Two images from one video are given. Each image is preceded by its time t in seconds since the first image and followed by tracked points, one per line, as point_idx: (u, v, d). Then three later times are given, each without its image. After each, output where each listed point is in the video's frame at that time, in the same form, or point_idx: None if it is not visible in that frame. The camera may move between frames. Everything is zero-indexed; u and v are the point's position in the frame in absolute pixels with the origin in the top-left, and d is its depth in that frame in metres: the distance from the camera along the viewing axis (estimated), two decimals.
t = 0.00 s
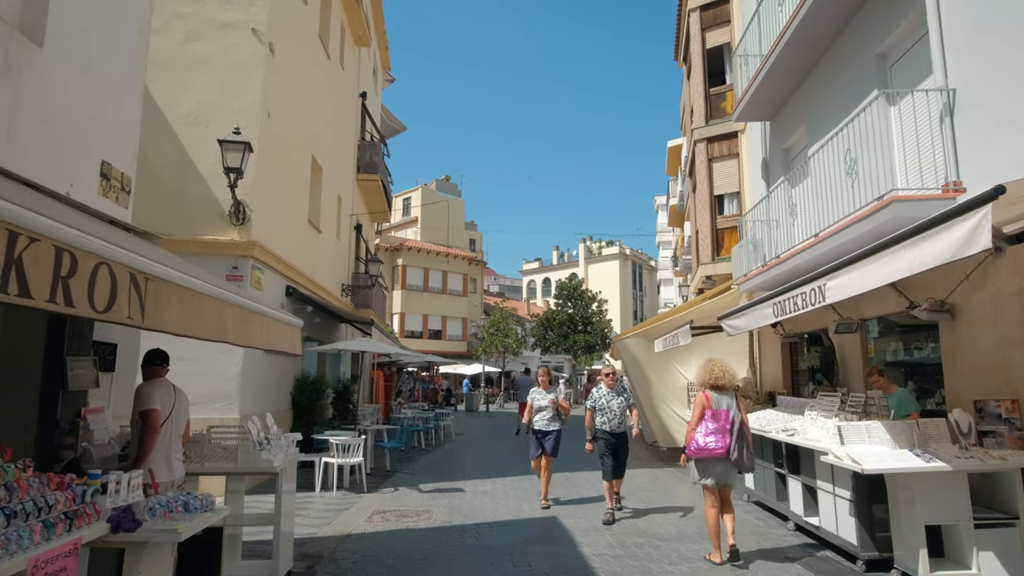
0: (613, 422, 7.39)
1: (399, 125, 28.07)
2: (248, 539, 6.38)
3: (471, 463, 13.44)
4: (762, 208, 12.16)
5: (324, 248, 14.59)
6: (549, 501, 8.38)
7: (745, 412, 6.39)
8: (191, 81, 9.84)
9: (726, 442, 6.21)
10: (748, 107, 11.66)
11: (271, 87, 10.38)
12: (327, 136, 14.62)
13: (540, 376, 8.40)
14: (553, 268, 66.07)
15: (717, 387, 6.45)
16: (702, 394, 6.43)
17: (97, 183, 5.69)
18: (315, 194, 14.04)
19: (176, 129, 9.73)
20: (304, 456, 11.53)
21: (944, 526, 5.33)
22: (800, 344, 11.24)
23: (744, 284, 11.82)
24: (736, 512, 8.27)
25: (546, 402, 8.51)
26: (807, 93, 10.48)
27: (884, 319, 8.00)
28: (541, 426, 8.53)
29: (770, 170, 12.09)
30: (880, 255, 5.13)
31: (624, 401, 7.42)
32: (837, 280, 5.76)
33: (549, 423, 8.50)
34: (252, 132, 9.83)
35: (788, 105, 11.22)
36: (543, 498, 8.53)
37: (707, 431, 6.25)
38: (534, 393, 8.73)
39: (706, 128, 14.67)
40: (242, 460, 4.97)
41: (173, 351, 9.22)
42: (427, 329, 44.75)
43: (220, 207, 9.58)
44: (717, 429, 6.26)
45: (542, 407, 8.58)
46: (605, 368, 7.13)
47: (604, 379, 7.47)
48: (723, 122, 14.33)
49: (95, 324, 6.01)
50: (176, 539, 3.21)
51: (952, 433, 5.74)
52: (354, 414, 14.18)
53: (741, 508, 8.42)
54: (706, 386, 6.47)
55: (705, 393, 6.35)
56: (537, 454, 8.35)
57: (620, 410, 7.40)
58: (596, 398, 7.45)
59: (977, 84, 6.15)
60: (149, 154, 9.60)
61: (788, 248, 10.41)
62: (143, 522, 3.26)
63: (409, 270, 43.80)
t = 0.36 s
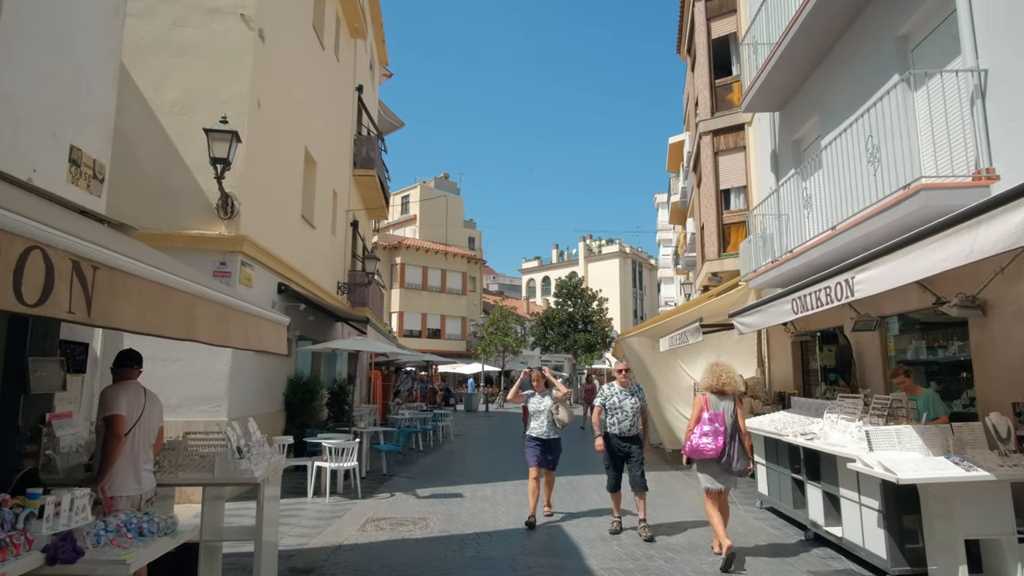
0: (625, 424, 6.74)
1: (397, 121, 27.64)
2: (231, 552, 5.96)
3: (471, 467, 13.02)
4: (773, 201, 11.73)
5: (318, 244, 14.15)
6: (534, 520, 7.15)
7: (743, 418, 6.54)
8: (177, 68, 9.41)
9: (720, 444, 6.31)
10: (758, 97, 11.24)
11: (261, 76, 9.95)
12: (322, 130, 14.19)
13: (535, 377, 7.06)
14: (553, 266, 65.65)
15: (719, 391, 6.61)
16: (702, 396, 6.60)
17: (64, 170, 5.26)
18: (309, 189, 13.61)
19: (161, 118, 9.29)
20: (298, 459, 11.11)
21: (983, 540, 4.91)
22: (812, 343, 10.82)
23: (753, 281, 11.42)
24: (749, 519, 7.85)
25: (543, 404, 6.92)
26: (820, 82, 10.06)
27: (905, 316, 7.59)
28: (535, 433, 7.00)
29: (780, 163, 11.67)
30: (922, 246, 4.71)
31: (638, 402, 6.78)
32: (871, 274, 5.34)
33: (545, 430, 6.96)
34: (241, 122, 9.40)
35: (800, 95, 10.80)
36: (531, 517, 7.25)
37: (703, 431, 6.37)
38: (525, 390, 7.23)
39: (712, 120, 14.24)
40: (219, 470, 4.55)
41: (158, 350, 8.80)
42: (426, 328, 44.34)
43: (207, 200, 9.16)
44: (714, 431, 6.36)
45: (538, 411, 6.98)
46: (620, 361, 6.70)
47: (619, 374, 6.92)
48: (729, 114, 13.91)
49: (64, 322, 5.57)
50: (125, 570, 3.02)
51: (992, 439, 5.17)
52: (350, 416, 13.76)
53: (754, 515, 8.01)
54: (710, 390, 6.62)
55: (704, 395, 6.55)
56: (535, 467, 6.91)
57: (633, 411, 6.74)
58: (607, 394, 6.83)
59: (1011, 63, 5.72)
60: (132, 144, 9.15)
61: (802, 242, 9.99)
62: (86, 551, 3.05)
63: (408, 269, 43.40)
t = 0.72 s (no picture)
0: (646, 434, 5.97)
1: (394, 117, 27.22)
2: (209, 568, 5.50)
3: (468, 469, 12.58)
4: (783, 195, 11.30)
5: (312, 240, 13.71)
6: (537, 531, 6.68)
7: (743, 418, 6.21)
8: (160, 54, 8.96)
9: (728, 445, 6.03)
10: (767, 86, 10.82)
11: (249, 62, 9.50)
12: (315, 122, 13.74)
13: (532, 373, 6.52)
14: (552, 265, 65.24)
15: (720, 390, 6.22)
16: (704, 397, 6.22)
17: (23, 153, 4.81)
18: (301, 183, 13.17)
19: (143, 105, 8.83)
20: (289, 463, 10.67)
21: None
22: (824, 342, 10.40)
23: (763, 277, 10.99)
24: (764, 528, 7.41)
25: (541, 403, 6.44)
26: (833, 69, 9.65)
27: (928, 313, 7.17)
28: (532, 435, 6.43)
29: (790, 155, 11.26)
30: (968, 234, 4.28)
31: (663, 411, 5.99)
32: (905, 266, 4.92)
33: (544, 431, 6.40)
34: (228, 110, 8.95)
35: (811, 84, 10.39)
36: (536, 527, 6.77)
37: (706, 432, 6.07)
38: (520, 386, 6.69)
39: (718, 112, 13.81)
40: (189, 482, 4.13)
41: (140, 349, 8.32)
42: (424, 327, 43.90)
43: (192, 192, 8.71)
44: (718, 433, 6.05)
45: (535, 411, 6.48)
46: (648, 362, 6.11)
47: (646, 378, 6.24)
48: (736, 106, 13.48)
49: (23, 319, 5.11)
50: None
51: None
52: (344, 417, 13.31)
53: (769, 523, 7.56)
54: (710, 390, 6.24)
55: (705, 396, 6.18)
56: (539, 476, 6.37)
57: (658, 422, 5.97)
58: (629, 396, 6.15)
59: None
60: (112, 133, 8.67)
61: (817, 237, 9.56)
62: None
63: (406, 268, 42.97)
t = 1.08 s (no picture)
0: (675, 446, 5.04)
1: (393, 112, 26.79)
2: None
3: (466, 472, 12.13)
4: (794, 187, 10.88)
5: (305, 234, 13.25)
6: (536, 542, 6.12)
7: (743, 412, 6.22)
8: (143, 36, 8.52)
9: (726, 438, 5.96)
10: (778, 72, 10.38)
11: (237, 45, 9.06)
12: (308, 113, 13.29)
13: (542, 377, 5.61)
14: (552, 265, 64.82)
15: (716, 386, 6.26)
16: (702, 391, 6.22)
17: None
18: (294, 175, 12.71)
19: (124, 89, 8.39)
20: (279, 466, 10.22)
21: None
22: (838, 339, 9.96)
23: (774, 273, 10.54)
24: (780, 537, 6.96)
25: (552, 411, 5.53)
26: (850, 52, 9.22)
27: (954, 309, 6.72)
28: (541, 448, 5.55)
29: (801, 145, 10.82)
30: None
31: (693, 416, 5.09)
32: (953, 249, 4.47)
33: (555, 443, 5.52)
34: (213, 94, 8.51)
35: (825, 70, 9.95)
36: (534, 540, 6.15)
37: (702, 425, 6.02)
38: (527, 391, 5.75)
39: (724, 104, 13.36)
40: (150, 492, 3.68)
41: (119, 346, 7.88)
42: (423, 327, 43.44)
43: (175, 181, 8.28)
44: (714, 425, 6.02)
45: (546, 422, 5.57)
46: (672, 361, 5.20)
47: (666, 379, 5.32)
48: (743, 97, 13.05)
49: None
50: None
51: None
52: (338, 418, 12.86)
53: (785, 532, 7.11)
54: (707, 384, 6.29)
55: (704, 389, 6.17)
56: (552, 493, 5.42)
57: (688, 430, 5.05)
58: (649, 402, 5.23)
59: None
60: (91, 118, 8.23)
61: (834, 230, 9.12)
62: None
63: (404, 266, 42.52)
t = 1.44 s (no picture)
0: (721, 457, 4.26)
1: (392, 109, 26.36)
2: None
3: (466, 477, 11.68)
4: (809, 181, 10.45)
5: (299, 231, 12.82)
6: None
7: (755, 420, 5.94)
8: (125, 20, 8.09)
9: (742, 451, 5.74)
10: (791, 62, 9.95)
11: (225, 30, 8.62)
12: (302, 105, 12.85)
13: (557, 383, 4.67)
14: (552, 265, 64.40)
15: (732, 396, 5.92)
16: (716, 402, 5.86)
17: None
18: (288, 170, 12.27)
19: (105, 76, 7.95)
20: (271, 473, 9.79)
21: None
22: (854, 340, 9.54)
23: (788, 270, 10.11)
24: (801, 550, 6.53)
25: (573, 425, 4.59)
26: (868, 37, 8.80)
27: (986, 308, 6.29)
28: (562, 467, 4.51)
29: (814, 138, 10.40)
30: None
31: (740, 422, 4.30)
32: (1009, 237, 4.05)
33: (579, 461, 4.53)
34: (199, 81, 8.08)
35: (840, 58, 9.53)
36: None
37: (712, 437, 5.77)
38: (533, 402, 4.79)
39: (733, 97, 12.92)
40: (107, 514, 3.26)
41: (100, 347, 7.45)
42: (422, 327, 42.99)
43: (159, 173, 7.86)
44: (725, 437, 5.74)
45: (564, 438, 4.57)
46: (711, 356, 4.40)
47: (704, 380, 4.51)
48: (752, 89, 12.62)
49: None
50: None
51: None
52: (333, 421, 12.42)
53: (806, 545, 6.67)
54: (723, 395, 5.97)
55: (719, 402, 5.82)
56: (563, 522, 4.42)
57: (735, 439, 4.28)
58: (687, 404, 4.43)
59: None
60: (71, 106, 7.80)
61: (854, 225, 8.69)
62: None
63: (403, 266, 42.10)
